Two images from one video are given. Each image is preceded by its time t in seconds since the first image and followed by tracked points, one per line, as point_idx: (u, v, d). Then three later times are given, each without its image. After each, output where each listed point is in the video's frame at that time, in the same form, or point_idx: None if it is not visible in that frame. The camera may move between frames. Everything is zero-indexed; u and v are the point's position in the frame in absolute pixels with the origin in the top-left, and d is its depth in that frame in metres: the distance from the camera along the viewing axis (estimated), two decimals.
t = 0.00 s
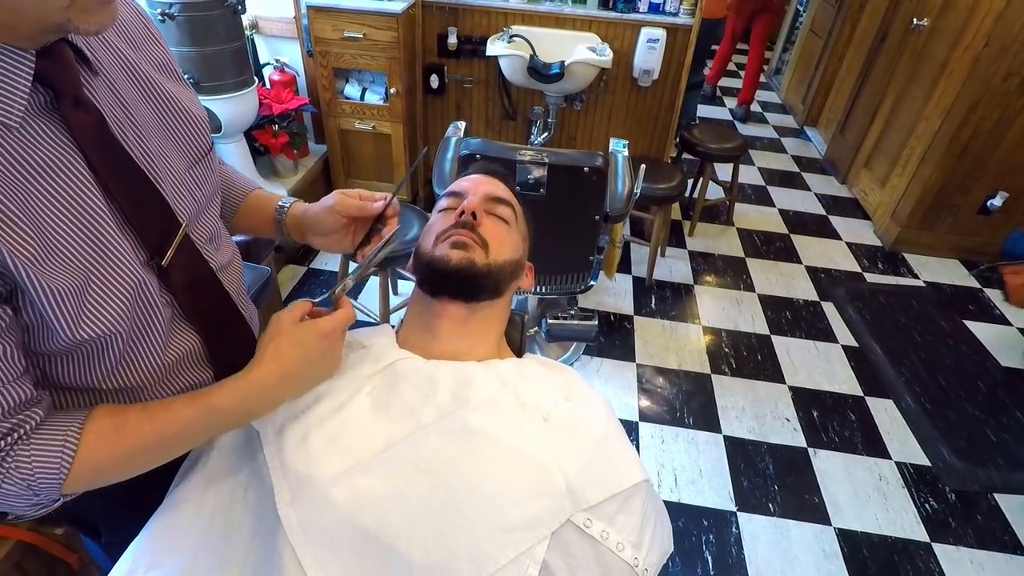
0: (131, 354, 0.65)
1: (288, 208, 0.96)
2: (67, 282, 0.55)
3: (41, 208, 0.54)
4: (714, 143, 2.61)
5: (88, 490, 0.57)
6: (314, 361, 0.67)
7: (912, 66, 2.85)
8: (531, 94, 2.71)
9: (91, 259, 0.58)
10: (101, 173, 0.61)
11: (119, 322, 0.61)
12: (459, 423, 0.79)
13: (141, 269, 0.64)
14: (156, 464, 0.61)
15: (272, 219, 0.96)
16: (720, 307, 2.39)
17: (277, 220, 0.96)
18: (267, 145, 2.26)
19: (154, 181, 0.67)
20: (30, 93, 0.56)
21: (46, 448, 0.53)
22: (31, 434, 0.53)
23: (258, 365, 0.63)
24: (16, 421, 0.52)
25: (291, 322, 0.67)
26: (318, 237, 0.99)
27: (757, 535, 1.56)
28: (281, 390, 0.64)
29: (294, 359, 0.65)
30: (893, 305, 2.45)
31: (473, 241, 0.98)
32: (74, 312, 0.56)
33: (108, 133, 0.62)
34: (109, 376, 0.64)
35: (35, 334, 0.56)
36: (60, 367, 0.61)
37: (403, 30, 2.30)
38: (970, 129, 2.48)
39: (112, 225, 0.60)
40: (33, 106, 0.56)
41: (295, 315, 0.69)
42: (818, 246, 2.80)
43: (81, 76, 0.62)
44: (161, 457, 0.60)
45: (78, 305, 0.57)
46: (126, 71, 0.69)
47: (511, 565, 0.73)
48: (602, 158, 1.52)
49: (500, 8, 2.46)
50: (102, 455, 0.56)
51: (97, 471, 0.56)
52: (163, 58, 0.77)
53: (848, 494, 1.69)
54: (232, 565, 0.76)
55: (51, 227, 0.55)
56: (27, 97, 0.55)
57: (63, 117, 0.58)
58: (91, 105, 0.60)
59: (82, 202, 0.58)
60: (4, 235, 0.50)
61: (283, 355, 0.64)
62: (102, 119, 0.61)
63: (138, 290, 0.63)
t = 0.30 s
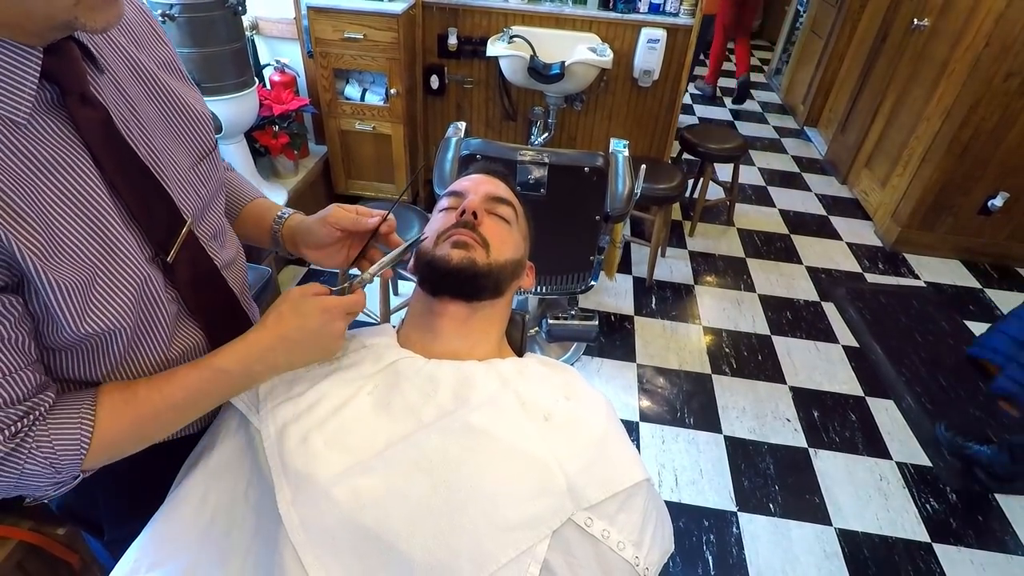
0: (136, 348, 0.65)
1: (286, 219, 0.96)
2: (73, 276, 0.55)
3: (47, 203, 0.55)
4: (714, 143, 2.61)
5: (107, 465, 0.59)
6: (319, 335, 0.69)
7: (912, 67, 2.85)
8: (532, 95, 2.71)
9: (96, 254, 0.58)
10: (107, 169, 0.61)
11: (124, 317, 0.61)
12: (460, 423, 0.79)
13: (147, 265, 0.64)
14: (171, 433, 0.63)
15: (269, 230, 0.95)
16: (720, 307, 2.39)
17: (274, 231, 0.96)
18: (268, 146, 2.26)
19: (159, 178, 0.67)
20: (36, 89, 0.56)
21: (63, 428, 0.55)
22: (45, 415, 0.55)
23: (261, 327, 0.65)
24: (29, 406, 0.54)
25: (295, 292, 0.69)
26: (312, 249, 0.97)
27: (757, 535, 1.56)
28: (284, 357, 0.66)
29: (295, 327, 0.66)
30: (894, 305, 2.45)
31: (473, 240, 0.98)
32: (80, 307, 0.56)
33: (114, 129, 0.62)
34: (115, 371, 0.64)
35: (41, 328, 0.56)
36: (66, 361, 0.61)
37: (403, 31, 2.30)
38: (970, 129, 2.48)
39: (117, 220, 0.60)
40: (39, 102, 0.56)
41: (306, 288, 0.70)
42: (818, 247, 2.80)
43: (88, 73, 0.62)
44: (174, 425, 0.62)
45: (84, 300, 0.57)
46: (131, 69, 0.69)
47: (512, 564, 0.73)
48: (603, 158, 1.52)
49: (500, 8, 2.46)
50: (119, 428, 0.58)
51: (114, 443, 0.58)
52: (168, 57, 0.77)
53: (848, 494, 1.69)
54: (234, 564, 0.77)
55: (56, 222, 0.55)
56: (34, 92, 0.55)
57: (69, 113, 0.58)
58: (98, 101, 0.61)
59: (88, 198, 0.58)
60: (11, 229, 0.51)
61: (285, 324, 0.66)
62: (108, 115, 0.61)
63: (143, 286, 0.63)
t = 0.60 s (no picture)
0: (137, 346, 0.65)
1: (291, 220, 0.96)
2: (73, 275, 0.55)
3: (48, 201, 0.55)
4: (715, 143, 2.61)
5: (108, 461, 0.59)
6: (319, 334, 0.68)
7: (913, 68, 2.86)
8: (533, 95, 2.71)
9: (97, 253, 0.58)
10: (109, 168, 0.61)
11: (125, 316, 0.61)
12: (461, 423, 0.79)
13: (147, 264, 0.64)
14: (172, 430, 0.63)
15: (274, 230, 0.96)
16: (721, 308, 2.39)
17: (279, 231, 0.96)
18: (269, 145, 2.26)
19: (161, 177, 0.67)
20: (38, 88, 0.56)
21: (65, 425, 0.55)
22: (46, 412, 0.55)
23: (264, 324, 0.65)
24: (30, 402, 0.54)
25: (298, 291, 0.68)
26: (315, 251, 0.97)
27: (758, 535, 1.56)
28: (285, 355, 0.66)
29: (297, 326, 0.66)
30: (895, 306, 2.45)
31: (474, 241, 0.98)
32: (80, 305, 0.56)
33: (116, 128, 0.62)
34: (116, 368, 0.64)
35: (41, 325, 0.56)
36: (66, 359, 0.61)
37: (405, 30, 2.30)
38: (971, 130, 2.48)
39: (118, 219, 0.60)
40: (42, 101, 0.56)
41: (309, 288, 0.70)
42: (820, 247, 2.80)
43: (90, 72, 0.62)
44: (176, 421, 0.62)
45: (84, 298, 0.56)
46: (135, 68, 0.69)
47: (512, 565, 0.73)
48: (604, 159, 1.52)
49: (502, 8, 2.46)
50: (119, 424, 0.58)
51: (115, 439, 0.59)
52: (172, 56, 0.77)
53: (849, 495, 1.69)
54: (234, 564, 0.77)
55: (57, 221, 0.55)
56: (36, 91, 0.55)
57: (71, 112, 0.58)
58: (99, 100, 0.61)
59: (89, 196, 0.58)
60: (11, 227, 0.51)
61: (288, 320, 0.66)
62: (110, 114, 0.61)
63: (144, 284, 0.63)
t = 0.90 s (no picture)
0: (136, 347, 0.65)
1: (292, 221, 0.96)
2: (71, 276, 0.55)
3: (45, 203, 0.55)
4: (714, 143, 2.60)
5: (110, 461, 0.59)
6: (321, 336, 0.68)
7: (912, 67, 2.86)
8: (532, 96, 2.71)
9: (95, 254, 0.58)
10: (107, 170, 0.61)
11: (124, 317, 0.61)
12: (460, 424, 0.79)
13: (146, 265, 0.64)
14: (173, 430, 0.63)
15: (275, 231, 0.96)
16: (721, 308, 2.38)
17: (279, 233, 0.96)
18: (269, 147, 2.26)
19: (159, 179, 0.67)
20: (37, 90, 0.56)
21: (67, 425, 0.55)
22: (47, 413, 0.55)
23: (265, 325, 0.65)
24: (31, 402, 0.54)
25: (300, 292, 0.68)
26: (315, 253, 0.97)
27: (758, 536, 1.56)
28: (286, 356, 0.66)
29: (299, 327, 0.66)
30: (895, 306, 2.44)
31: (472, 241, 0.98)
32: (78, 306, 0.56)
33: (115, 130, 0.62)
34: (115, 369, 0.64)
35: (40, 326, 0.56)
36: (66, 360, 0.61)
37: (404, 31, 2.30)
38: (971, 130, 2.48)
39: (116, 221, 0.60)
40: (40, 102, 0.56)
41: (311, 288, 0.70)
42: (820, 247, 2.80)
43: (89, 74, 0.62)
44: (177, 422, 0.62)
45: (83, 300, 0.56)
46: (132, 69, 0.69)
47: (511, 566, 0.73)
48: (603, 159, 1.52)
49: (501, 8, 2.46)
50: (120, 425, 0.58)
51: (115, 440, 0.58)
52: (171, 58, 0.77)
53: (849, 495, 1.69)
54: (234, 565, 0.77)
55: (54, 223, 0.55)
56: (34, 93, 0.55)
57: (69, 113, 0.59)
58: (98, 101, 0.61)
59: (86, 198, 0.58)
60: (9, 229, 0.51)
61: (289, 321, 0.66)
62: (108, 116, 0.61)
63: (142, 285, 0.63)
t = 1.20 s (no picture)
0: (139, 346, 0.65)
1: (292, 221, 0.96)
2: (76, 275, 0.55)
3: (52, 201, 0.55)
4: (716, 145, 2.61)
5: (96, 468, 0.59)
6: (313, 343, 0.68)
7: (913, 69, 2.87)
8: (534, 97, 2.71)
9: (101, 253, 0.58)
10: (113, 169, 0.61)
11: (128, 316, 0.61)
12: (462, 424, 0.79)
13: (150, 264, 0.64)
14: (163, 438, 0.63)
15: (275, 231, 0.96)
16: (722, 310, 2.39)
17: (279, 232, 0.96)
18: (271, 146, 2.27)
19: (165, 178, 0.68)
20: (44, 89, 0.56)
21: (57, 430, 0.55)
22: (39, 418, 0.55)
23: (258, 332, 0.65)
24: (24, 406, 0.54)
25: (293, 299, 0.68)
26: (316, 252, 0.97)
27: (758, 538, 1.56)
28: (280, 365, 0.66)
29: (292, 335, 0.66)
30: (895, 308, 2.45)
31: (475, 243, 0.98)
32: (82, 304, 0.56)
33: (121, 129, 0.62)
34: (117, 367, 0.64)
35: (43, 323, 0.56)
36: (67, 359, 0.61)
37: (407, 32, 2.30)
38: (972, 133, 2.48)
39: (122, 220, 0.61)
40: (48, 102, 0.57)
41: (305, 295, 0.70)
42: (821, 249, 2.80)
43: (95, 74, 0.62)
44: (166, 429, 0.62)
45: (87, 298, 0.57)
46: (138, 68, 0.69)
47: (512, 566, 0.73)
48: (605, 160, 1.52)
49: (503, 9, 2.46)
50: (107, 432, 0.58)
51: (103, 446, 0.59)
52: (175, 58, 0.78)
53: (849, 498, 1.69)
54: (233, 566, 0.77)
55: (60, 222, 0.55)
56: (42, 92, 0.55)
57: (76, 113, 0.59)
58: (105, 101, 0.61)
59: (93, 197, 0.58)
60: (14, 227, 0.51)
61: (281, 328, 0.65)
62: (115, 115, 0.62)
63: (147, 285, 0.63)
